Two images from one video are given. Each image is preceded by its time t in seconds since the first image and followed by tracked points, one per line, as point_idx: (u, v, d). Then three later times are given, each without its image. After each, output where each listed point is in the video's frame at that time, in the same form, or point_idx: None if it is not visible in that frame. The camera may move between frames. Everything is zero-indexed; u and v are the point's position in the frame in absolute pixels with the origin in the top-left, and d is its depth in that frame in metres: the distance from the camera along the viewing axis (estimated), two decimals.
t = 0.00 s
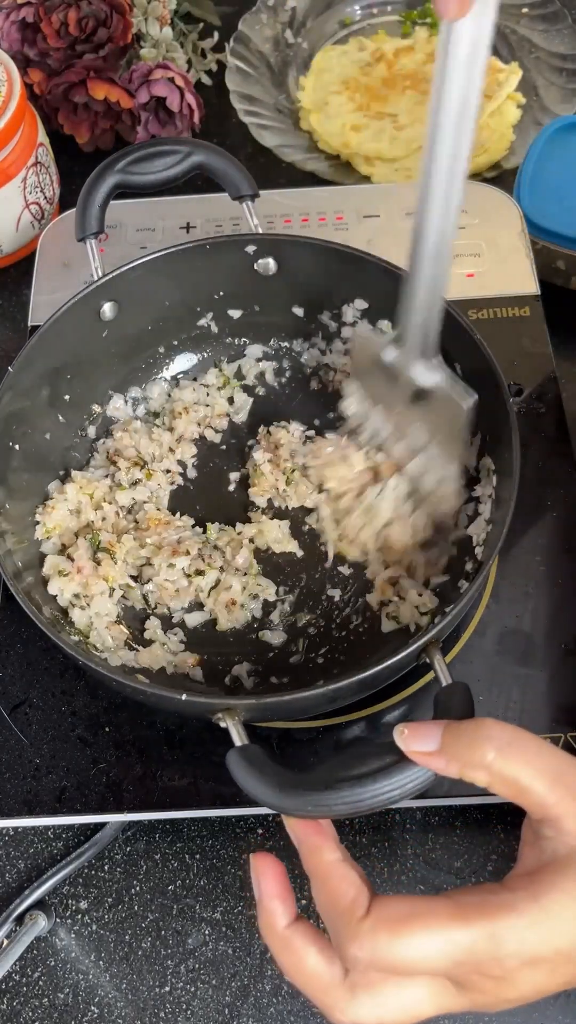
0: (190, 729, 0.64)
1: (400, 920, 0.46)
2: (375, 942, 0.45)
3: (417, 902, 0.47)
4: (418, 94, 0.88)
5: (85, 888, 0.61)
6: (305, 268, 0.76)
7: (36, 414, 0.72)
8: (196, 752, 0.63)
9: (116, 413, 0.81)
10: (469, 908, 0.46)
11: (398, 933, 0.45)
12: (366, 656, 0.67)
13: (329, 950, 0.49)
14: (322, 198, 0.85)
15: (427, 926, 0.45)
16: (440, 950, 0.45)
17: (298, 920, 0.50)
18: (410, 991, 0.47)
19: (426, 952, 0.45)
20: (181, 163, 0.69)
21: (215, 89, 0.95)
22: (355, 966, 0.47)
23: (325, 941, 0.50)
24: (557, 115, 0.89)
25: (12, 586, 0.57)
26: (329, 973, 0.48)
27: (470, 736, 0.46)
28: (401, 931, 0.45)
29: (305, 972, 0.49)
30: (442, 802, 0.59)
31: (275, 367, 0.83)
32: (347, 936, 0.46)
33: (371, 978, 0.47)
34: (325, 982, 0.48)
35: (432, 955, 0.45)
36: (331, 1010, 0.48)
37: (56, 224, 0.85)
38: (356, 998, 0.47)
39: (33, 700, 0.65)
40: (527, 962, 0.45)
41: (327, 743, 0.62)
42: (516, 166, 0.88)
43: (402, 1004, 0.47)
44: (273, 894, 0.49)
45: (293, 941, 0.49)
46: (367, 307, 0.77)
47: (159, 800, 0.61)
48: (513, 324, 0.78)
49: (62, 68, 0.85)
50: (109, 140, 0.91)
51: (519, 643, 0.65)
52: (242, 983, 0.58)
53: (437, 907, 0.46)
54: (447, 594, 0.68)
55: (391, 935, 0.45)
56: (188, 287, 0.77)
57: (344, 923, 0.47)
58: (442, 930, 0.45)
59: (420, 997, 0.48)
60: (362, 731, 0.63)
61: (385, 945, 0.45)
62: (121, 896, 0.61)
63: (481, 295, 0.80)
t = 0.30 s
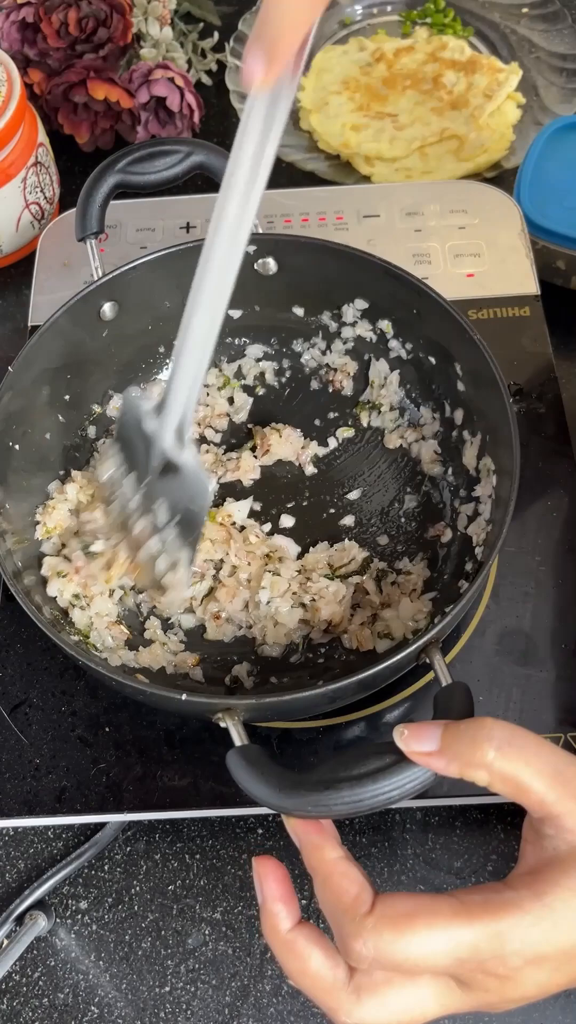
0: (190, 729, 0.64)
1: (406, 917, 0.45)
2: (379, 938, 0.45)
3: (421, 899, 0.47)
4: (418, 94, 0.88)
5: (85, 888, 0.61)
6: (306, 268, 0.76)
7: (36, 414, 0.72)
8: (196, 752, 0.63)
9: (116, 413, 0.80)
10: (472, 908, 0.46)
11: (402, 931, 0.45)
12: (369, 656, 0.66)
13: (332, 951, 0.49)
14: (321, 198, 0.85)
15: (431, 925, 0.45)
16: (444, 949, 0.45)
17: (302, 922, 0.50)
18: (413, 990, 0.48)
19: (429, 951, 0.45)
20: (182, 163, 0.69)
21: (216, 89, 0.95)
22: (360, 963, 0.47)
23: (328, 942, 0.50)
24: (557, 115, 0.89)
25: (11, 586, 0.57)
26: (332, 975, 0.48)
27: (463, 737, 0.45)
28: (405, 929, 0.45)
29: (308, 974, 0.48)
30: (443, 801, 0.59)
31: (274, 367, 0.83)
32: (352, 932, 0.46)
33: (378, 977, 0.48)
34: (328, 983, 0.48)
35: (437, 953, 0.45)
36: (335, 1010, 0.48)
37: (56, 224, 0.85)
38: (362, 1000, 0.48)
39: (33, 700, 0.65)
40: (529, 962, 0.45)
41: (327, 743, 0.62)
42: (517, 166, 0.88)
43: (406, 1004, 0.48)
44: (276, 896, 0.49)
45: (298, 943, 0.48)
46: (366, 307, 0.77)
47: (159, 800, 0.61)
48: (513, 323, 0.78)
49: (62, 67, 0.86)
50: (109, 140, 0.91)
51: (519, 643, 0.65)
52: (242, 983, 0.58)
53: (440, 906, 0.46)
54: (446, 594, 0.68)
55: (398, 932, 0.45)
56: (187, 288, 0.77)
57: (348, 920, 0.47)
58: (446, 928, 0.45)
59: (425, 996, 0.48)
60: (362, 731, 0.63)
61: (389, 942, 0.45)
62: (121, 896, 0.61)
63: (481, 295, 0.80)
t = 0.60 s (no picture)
0: (190, 729, 0.64)
1: (405, 918, 0.46)
2: (378, 938, 0.45)
3: (419, 901, 0.47)
4: (418, 94, 0.88)
5: (85, 888, 0.61)
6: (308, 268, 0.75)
7: (36, 414, 0.72)
8: (196, 752, 0.63)
9: (117, 411, 0.81)
10: (472, 910, 0.46)
11: (401, 932, 0.45)
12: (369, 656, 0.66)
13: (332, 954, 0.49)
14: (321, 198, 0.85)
15: (429, 926, 0.45)
16: (445, 951, 0.45)
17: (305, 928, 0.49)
18: (416, 993, 0.48)
19: (429, 952, 0.45)
20: (184, 162, 0.69)
21: (215, 89, 0.95)
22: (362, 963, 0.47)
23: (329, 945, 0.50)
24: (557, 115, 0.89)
25: (11, 585, 0.57)
26: (333, 981, 0.48)
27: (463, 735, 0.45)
28: (403, 930, 0.45)
29: (311, 982, 0.48)
30: (442, 802, 0.59)
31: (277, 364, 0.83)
32: (351, 933, 0.46)
33: (378, 981, 0.48)
34: (329, 991, 0.48)
35: (435, 956, 0.45)
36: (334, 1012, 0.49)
37: (56, 224, 0.85)
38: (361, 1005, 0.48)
39: (34, 700, 0.65)
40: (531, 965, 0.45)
41: (327, 743, 0.62)
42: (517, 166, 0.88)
43: (408, 1006, 0.48)
44: (276, 904, 0.49)
45: (299, 952, 0.48)
46: (368, 307, 0.77)
47: (159, 800, 0.61)
48: (514, 323, 0.78)
49: (62, 67, 0.86)
50: (109, 140, 0.91)
51: (519, 643, 0.65)
52: (242, 983, 0.58)
53: (439, 907, 0.46)
54: (446, 595, 0.68)
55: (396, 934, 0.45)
56: (187, 285, 0.77)
57: (344, 919, 0.47)
58: (446, 930, 0.45)
59: (424, 999, 0.48)
60: (362, 731, 0.63)
61: (388, 943, 0.45)
62: (121, 896, 0.61)
63: (481, 295, 0.80)
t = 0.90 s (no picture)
0: (190, 729, 0.64)
1: (400, 912, 0.46)
2: (372, 932, 0.45)
3: (415, 893, 0.47)
4: (418, 94, 0.88)
5: (85, 888, 0.61)
6: (307, 268, 0.76)
7: (36, 414, 0.72)
8: (196, 752, 0.63)
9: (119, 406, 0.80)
10: (468, 903, 0.46)
11: (395, 925, 0.45)
12: (362, 656, 0.66)
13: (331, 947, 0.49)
14: (321, 198, 0.85)
15: (425, 918, 0.45)
16: (441, 944, 0.45)
17: (301, 923, 0.49)
18: (414, 985, 0.48)
19: (425, 945, 0.45)
20: (188, 161, 0.69)
21: (216, 89, 0.95)
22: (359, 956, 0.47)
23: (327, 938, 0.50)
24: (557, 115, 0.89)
25: (10, 585, 0.57)
26: (332, 973, 0.48)
27: (461, 738, 0.45)
28: (397, 923, 0.45)
29: (312, 974, 0.48)
30: (441, 802, 0.60)
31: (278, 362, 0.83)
32: (345, 927, 0.47)
33: (378, 973, 0.48)
34: (328, 982, 0.48)
35: (431, 948, 0.45)
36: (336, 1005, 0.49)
37: (56, 224, 0.85)
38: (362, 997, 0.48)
39: (34, 700, 0.65)
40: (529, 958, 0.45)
41: (327, 743, 0.62)
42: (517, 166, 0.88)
43: (407, 998, 0.48)
44: (269, 901, 0.49)
45: (295, 945, 0.48)
46: (370, 307, 0.77)
47: (159, 800, 0.61)
48: (513, 323, 0.78)
49: (62, 67, 0.86)
50: (109, 140, 0.91)
51: (519, 643, 0.65)
52: (242, 983, 0.58)
53: (436, 899, 0.46)
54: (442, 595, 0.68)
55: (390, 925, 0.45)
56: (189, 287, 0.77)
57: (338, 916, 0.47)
58: (441, 923, 0.45)
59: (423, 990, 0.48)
60: (362, 731, 0.63)
61: (382, 936, 0.45)
62: (121, 896, 0.61)
63: (481, 295, 0.80)
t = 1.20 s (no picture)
0: (190, 729, 0.64)
1: (391, 921, 0.46)
2: (362, 942, 0.45)
3: (407, 902, 0.47)
4: (418, 94, 0.88)
5: (85, 888, 0.61)
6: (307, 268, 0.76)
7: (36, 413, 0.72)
8: (196, 752, 0.63)
9: (119, 407, 0.81)
10: (460, 911, 0.46)
11: (386, 933, 0.45)
12: (362, 656, 0.66)
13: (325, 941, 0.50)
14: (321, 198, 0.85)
15: (416, 927, 0.45)
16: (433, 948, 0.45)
17: (296, 912, 0.52)
18: (407, 987, 0.48)
19: (415, 953, 0.45)
20: (189, 160, 0.69)
21: (215, 89, 0.95)
22: (346, 963, 0.47)
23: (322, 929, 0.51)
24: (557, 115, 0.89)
25: (10, 584, 0.57)
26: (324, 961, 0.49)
27: (465, 747, 0.45)
28: (389, 932, 0.45)
29: (303, 958, 0.50)
30: (440, 801, 0.60)
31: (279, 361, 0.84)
32: (336, 934, 0.47)
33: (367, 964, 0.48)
34: (323, 968, 0.49)
35: (420, 955, 0.45)
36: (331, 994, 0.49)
37: (56, 224, 0.85)
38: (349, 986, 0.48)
39: (34, 700, 0.65)
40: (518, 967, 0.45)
41: (327, 743, 0.62)
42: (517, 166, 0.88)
43: (399, 995, 0.48)
44: (268, 881, 0.52)
45: (290, 924, 0.51)
46: (370, 307, 0.77)
47: (159, 800, 0.61)
48: (513, 323, 0.78)
49: (62, 67, 0.86)
50: (109, 140, 0.91)
51: (518, 643, 0.65)
52: (242, 983, 0.58)
53: (428, 909, 0.46)
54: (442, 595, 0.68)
55: (381, 935, 0.45)
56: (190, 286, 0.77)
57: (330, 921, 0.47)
58: (432, 932, 0.45)
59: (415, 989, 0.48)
60: (362, 731, 0.63)
61: (372, 944, 0.45)
62: (121, 896, 0.61)
63: (481, 295, 0.80)
